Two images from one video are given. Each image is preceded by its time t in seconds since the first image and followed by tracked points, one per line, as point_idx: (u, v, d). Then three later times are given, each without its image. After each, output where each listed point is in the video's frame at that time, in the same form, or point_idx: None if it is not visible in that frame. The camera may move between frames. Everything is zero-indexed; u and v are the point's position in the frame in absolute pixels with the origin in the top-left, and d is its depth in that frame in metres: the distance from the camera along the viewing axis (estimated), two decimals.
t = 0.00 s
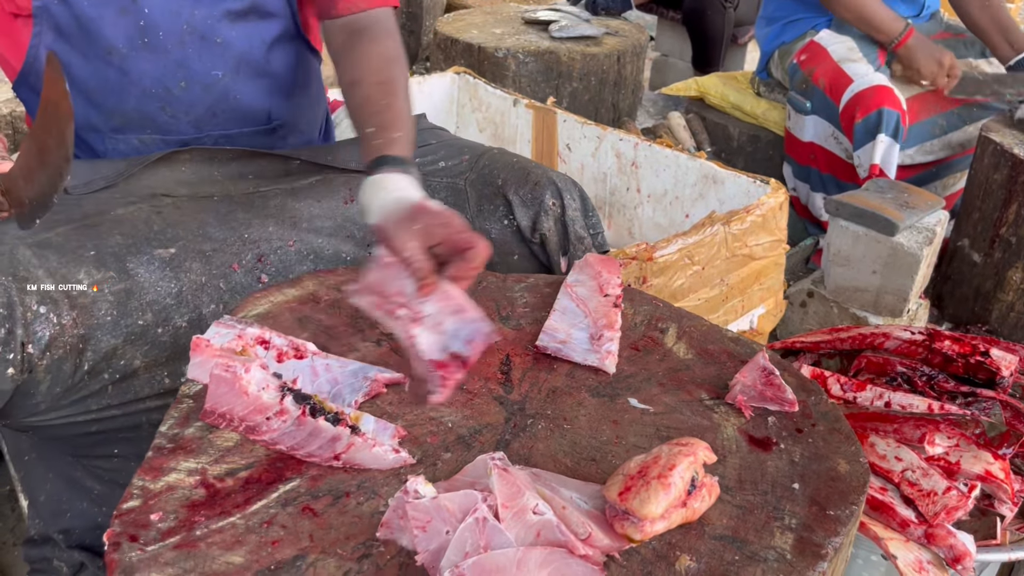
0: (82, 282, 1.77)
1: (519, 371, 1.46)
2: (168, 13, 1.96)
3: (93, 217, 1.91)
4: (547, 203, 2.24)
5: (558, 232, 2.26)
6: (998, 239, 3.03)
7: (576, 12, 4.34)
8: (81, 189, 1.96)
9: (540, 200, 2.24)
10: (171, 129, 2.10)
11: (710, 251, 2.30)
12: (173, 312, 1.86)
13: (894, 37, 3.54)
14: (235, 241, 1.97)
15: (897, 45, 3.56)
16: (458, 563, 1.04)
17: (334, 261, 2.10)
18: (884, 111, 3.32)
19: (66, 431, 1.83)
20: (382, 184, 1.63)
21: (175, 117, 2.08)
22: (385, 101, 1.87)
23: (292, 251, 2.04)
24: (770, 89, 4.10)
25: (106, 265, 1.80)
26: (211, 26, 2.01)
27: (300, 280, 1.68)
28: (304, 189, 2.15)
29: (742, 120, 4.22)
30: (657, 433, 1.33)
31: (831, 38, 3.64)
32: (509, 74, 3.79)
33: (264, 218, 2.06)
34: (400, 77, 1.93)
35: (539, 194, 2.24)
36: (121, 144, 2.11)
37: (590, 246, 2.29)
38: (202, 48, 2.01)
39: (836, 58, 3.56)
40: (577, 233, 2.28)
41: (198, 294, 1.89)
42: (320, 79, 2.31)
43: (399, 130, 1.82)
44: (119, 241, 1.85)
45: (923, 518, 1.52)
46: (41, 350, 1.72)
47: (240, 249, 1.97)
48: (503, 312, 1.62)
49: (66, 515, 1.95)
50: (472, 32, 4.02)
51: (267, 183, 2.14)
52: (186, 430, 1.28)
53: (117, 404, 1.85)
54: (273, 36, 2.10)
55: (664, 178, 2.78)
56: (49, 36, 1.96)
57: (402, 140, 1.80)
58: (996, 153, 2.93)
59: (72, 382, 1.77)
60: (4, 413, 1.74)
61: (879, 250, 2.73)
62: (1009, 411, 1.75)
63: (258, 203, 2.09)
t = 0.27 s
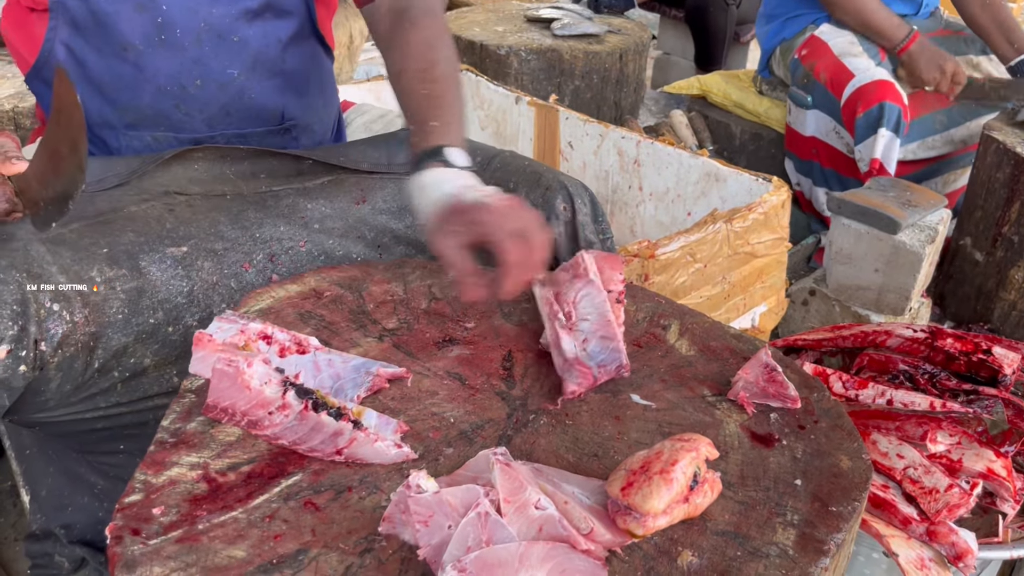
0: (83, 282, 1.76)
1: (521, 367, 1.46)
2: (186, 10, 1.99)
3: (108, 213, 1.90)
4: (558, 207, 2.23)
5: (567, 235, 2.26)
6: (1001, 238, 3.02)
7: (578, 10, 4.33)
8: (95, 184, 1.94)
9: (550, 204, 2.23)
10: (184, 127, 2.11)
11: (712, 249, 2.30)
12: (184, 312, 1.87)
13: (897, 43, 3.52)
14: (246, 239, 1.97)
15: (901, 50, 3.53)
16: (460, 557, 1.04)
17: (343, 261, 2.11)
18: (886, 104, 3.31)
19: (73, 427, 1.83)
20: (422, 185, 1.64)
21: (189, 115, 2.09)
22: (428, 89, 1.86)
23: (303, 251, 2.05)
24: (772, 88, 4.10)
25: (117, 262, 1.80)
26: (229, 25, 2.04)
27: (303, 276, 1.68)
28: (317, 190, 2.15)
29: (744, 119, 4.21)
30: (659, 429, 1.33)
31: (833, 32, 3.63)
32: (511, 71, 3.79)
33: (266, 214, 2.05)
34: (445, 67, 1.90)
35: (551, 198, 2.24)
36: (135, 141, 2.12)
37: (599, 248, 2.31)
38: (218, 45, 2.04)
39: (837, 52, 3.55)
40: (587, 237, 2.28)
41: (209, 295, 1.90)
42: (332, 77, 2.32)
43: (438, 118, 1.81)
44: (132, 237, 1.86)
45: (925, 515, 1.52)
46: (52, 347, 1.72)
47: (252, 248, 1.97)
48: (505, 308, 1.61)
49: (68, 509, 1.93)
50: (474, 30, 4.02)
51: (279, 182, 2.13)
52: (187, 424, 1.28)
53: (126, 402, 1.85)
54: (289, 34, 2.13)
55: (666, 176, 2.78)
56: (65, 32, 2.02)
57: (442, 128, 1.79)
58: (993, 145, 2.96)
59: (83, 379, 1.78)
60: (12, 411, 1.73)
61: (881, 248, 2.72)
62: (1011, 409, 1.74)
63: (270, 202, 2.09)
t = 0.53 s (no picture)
0: (83, 281, 1.75)
1: (523, 365, 1.46)
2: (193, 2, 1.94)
3: (103, 207, 1.91)
4: (555, 204, 2.24)
5: (566, 233, 2.26)
6: (1002, 238, 3.02)
7: (581, 9, 4.33)
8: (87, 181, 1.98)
9: (548, 201, 2.24)
10: (186, 119, 2.11)
11: (714, 247, 2.30)
12: (179, 306, 1.87)
13: (881, 36, 3.57)
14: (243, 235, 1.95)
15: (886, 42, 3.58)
16: (462, 555, 1.04)
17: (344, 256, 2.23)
18: (878, 92, 3.31)
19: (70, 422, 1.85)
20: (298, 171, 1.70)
21: (191, 106, 2.08)
22: (344, 103, 1.96)
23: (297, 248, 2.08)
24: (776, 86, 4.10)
25: (113, 257, 1.80)
26: (236, 20, 2.00)
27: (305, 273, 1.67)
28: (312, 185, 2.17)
29: (746, 118, 4.21)
30: (661, 428, 1.33)
31: (829, 23, 3.64)
32: (513, 70, 3.78)
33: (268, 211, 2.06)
34: (386, 98, 1.99)
35: (547, 194, 2.24)
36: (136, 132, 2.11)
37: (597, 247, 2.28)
38: (224, 38, 2.00)
39: (832, 41, 3.57)
40: (584, 235, 2.26)
41: (203, 289, 1.88)
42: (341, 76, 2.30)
43: (334, 132, 1.88)
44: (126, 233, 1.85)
45: (927, 514, 1.52)
46: (43, 343, 1.71)
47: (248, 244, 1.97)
48: (507, 306, 1.62)
49: (68, 505, 1.96)
50: (476, 28, 4.02)
51: (274, 176, 2.12)
52: (189, 421, 1.28)
53: (119, 396, 1.86)
54: (296, 35, 2.11)
55: (668, 175, 2.78)
56: (75, 19, 1.96)
57: (337, 139, 1.87)
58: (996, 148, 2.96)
59: (76, 374, 1.78)
60: (6, 403, 1.76)
61: (883, 247, 2.71)
62: (1012, 408, 1.74)
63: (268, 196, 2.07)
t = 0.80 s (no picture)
0: (81, 282, 1.75)
1: (525, 364, 1.46)
2: None
3: (85, 206, 1.88)
4: (542, 196, 2.24)
5: (555, 226, 2.27)
6: (1004, 238, 3.02)
7: (582, 8, 4.33)
8: (74, 180, 1.95)
9: (536, 193, 2.24)
10: (200, 112, 2.14)
11: (715, 247, 2.30)
12: (162, 305, 1.85)
13: (888, 49, 3.32)
14: (228, 232, 1.96)
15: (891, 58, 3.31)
16: (463, 553, 1.04)
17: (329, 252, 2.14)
18: (860, 85, 3.38)
19: (56, 423, 1.83)
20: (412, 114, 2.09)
21: (207, 98, 2.13)
22: (439, 38, 2.32)
23: (285, 245, 2.02)
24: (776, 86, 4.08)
25: (93, 257, 1.78)
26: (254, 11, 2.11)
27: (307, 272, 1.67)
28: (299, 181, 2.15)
29: (748, 117, 4.21)
30: (662, 427, 1.33)
31: (823, 18, 3.69)
32: (515, 69, 3.78)
33: (268, 210, 2.05)
34: (473, 29, 2.34)
35: (535, 186, 2.25)
36: (151, 124, 2.13)
37: (589, 241, 2.30)
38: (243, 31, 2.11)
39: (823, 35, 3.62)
40: (574, 227, 2.28)
41: (189, 288, 1.89)
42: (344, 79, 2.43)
43: (439, 64, 2.25)
44: (108, 232, 1.83)
45: (927, 514, 1.52)
46: (20, 343, 1.68)
47: (233, 241, 1.96)
48: (509, 305, 1.62)
49: (69, 506, 1.96)
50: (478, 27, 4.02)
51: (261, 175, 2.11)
52: (192, 420, 1.28)
53: (104, 396, 1.83)
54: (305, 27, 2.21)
55: (669, 174, 2.78)
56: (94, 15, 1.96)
57: (442, 70, 2.23)
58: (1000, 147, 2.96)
59: (57, 374, 1.74)
60: None
61: (884, 247, 2.71)
62: (1013, 408, 1.74)
63: (252, 195, 2.06)
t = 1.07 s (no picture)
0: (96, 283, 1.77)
1: (526, 365, 1.46)
2: None
3: (105, 206, 1.87)
4: (553, 198, 2.25)
5: (564, 228, 2.28)
6: (1005, 238, 3.02)
7: (583, 8, 4.33)
8: (92, 180, 1.94)
9: (547, 196, 2.25)
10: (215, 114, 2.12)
11: (716, 247, 2.30)
12: (181, 306, 1.88)
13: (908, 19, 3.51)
14: (245, 233, 1.95)
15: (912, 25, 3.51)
16: (465, 555, 1.05)
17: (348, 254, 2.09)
18: (865, 100, 3.34)
19: (76, 424, 1.88)
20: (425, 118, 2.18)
21: (222, 101, 2.10)
22: (443, 52, 2.44)
23: (303, 245, 2.02)
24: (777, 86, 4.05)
25: (114, 259, 1.79)
26: (269, 15, 2.10)
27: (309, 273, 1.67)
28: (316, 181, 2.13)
29: (748, 118, 4.21)
30: (663, 428, 1.34)
31: (827, 28, 3.63)
32: (516, 69, 3.79)
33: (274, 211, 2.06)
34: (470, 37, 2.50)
35: (546, 188, 2.26)
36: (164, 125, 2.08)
37: (597, 242, 2.30)
38: (259, 34, 2.09)
39: (827, 47, 3.57)
40: (583, 228, 2.28)
41: (206, 288, 1.90)
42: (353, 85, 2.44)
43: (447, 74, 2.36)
44: (129, 232, 1.84)
45: (928, 515, 1.52)
46: (48, 345, 1.72)
47: (250, 241, 1.96)
48: (510, 306, 1.62)
49: (73, 505, 1.96)
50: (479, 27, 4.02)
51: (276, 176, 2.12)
52: (193, 421, 1.28)
53: (123, 397, 1.89)
54: (321, 30, 2.22)
55: (670, 174, 2.78)
56: (106, 11, 1.95)
57: (449, 79, 2.36)
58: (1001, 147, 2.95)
59: (81, 376, 1.80)
60: (12, 406, 1.78)
61: (885, 247, 2.72)
62: (1014, 410, 1.74)
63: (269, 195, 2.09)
